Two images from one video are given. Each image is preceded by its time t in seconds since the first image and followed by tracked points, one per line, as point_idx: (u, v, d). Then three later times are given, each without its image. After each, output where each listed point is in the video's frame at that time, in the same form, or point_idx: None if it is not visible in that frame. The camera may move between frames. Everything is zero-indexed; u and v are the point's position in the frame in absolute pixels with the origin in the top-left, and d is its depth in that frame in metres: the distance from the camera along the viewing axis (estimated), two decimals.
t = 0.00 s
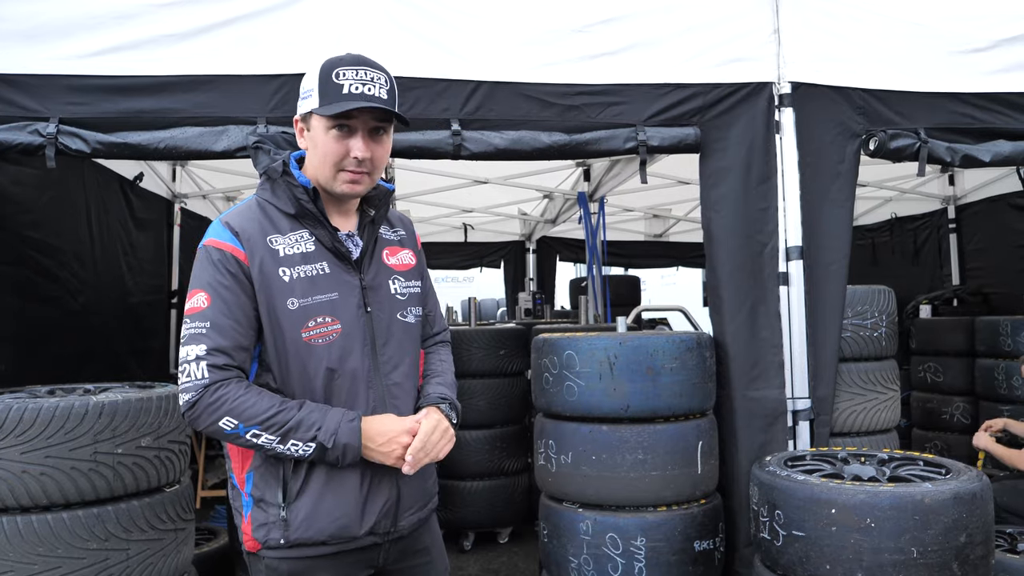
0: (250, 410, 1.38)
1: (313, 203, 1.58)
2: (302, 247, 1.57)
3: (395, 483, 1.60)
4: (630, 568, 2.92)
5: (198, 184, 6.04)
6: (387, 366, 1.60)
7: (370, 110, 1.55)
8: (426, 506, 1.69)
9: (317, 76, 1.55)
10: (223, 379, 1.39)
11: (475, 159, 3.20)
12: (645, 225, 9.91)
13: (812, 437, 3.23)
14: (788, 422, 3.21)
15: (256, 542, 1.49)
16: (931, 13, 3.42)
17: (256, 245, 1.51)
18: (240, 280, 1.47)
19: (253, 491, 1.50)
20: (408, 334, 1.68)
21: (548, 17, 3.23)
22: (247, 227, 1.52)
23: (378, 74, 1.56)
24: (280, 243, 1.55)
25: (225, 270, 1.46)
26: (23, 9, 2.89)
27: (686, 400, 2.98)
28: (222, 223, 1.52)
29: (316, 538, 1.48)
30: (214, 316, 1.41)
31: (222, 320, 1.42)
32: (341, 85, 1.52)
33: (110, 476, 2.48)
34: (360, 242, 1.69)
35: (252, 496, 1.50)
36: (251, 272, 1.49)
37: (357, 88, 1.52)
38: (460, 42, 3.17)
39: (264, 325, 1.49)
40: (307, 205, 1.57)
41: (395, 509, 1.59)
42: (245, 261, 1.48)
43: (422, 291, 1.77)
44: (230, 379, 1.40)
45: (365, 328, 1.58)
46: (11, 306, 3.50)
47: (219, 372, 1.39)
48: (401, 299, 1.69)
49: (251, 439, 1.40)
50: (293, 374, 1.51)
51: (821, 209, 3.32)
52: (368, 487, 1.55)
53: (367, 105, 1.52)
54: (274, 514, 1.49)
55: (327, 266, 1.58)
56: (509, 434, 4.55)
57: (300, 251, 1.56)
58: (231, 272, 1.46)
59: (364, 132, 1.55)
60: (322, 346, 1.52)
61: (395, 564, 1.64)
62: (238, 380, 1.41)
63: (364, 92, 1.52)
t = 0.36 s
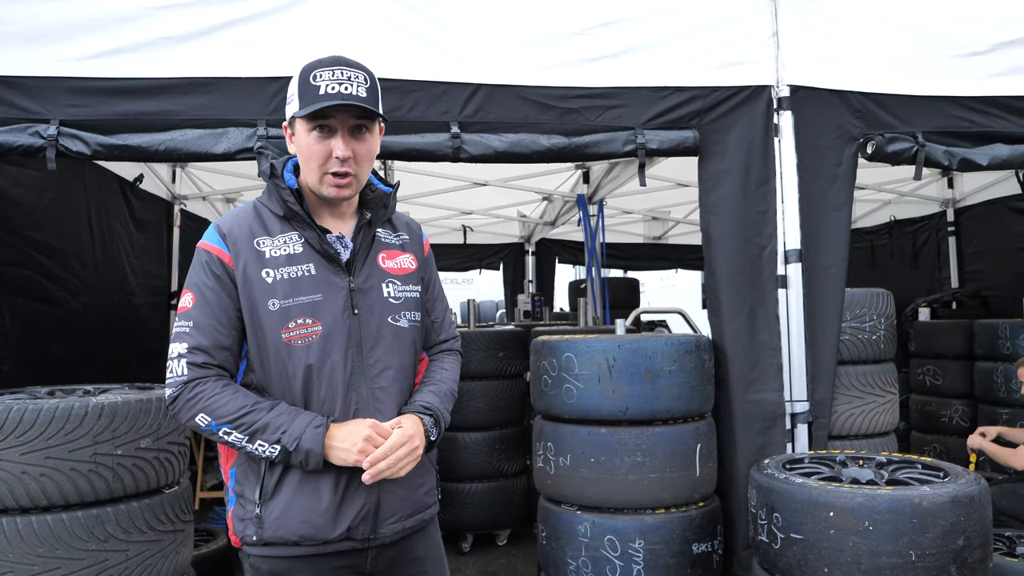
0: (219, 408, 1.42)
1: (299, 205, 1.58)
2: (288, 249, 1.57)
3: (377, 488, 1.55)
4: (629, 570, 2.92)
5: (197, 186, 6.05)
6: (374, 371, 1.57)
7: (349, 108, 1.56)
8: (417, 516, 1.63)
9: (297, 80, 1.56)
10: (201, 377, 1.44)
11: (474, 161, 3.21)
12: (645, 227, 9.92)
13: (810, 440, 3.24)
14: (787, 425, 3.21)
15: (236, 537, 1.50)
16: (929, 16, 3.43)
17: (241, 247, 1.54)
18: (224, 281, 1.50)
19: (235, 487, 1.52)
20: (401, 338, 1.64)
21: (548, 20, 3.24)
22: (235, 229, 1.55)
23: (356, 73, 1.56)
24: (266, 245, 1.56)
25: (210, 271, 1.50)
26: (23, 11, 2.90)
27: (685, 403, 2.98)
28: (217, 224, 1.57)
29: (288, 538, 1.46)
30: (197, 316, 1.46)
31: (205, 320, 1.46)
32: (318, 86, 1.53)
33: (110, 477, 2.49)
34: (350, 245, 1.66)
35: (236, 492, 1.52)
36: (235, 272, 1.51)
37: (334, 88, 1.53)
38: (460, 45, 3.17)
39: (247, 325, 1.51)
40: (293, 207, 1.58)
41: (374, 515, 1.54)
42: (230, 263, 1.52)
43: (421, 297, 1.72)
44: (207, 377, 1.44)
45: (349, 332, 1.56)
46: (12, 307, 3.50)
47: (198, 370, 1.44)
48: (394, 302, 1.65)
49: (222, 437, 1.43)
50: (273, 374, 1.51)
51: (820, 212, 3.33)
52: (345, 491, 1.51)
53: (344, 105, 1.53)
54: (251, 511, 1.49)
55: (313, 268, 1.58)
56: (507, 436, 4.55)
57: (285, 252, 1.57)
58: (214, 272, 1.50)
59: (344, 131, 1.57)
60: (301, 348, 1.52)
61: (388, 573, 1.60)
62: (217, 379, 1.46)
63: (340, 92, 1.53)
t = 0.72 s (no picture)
0: (211, 409, 1.44)
1: (296, 208, 1.60)
2: (286, 252, 1.59)
3: (370, 493, 1.55)
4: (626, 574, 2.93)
5: (197, 189, 6.06)
6: (369, 374, 1.58)
7: (344, 114, 1.57)
8: (412, 523, 1.61)
9: (293, 88, 1.58)
10: (195, 377, 1.46)
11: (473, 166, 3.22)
12: (644, 232, 9.93)
13: (809, 444, 3.20)
14: (785, 430, 3.21)
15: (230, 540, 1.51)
16: (926, 24, 3.45)
17: (239, 251, 1.56)
18: (221, 284, 1.53)
19: (231, 489, 1.54)
20: (398, 342, 1.64)
21: (547, 26, 3.25)
22: (235, 233, 1.57)
23: (351, 80, 1.57)
24: (264, 248, 1.58)
25: (208, 273, 1.52)
26: (25, 15, 2.91)
27: (683, 407, 2.99)
28: (219, 228, 1.60)
29: (279, 541, 1.47)
30: (194, 317, 1.49)
31: (201, 322, 1.49)
32: (312, 93, 1.55)
33: (108, 480, 2.49)
34: (349, 250, 1.66)
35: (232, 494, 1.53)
36: (233, 274, 1.54)
37: (328, 95, 1.54)
38: (459, 50, 3.19)
39: (244, 326, 1.52)
40: (292, 210, 1.60)
41: (366, 519, 1.53)
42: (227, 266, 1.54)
43: (421, 302, 1.72)
44: (201, 378, 1.47)
45: (345, 335, 1.57)
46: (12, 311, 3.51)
47: (193, 371, 1.46)
48: (392, 307, 1.65)
49: (213, 438, 1.45)
50: (268, 376, 1.52)
51: (819, 218, 3.34)
52: (337, 494, 1.52)
53: (338, 111, 1.55)
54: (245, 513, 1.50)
55: (310, 271, 1.59)
56: (506, 440, 4.56)
57: (283, 255, 1.58)
58: (211, 275, 1.52)
59: (339, 136, 1.58)
60: (296, 349, 1.52)
61: None
62: (212, 380, 1.48)
63: (334, 98, 1.54)
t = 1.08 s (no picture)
0: (172, 396, 1.44)
1: (301, 208, 1.62)
2: (289, 252, 1.60)
3: (373, 493, 1.55)
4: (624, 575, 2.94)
5: (197, 190, 6.07)
6: (372, 374, 1.59)
7: (353, 113, 1.58)
8: (415, 524, 1.62)
9: (299, 89, 1.59)
10: (171, 369, 1.48)
11: (472, 168, 3.24)
12: (644, 235, 9.96)
13: (805, 447, 3.25)
14: (782, 432, 3.23)
15: (235, 542, 1.52)
16: (924, 28, 3.46)
17: (240, 252, 1.57)
18: (210, 284, 1.53)
19: (234, 489, 1.55)
20: (401, 342, 1.65)
21: (547, 29, 3.27)
22: (235, 233, 1.59)
23: (358, 80, 1.59)
24: (267, 247, 1.59)
25: (201, 273, 1.54)
26: (27, 17, 2.93)
27: (680, 410, 3.00)
28: (219, 229, 1.62)
29: (283, 542, 1.48)
30: (180, 315, 1.51)
31: (188, 321, 1.50)
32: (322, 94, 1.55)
33: (109, 480, 2.50)
34: (352, 249, 1.68)
35: (236, 495, 1.54)
36: (234, 274, 1.55)
37: (338, 95, 1.55)
38: (459, 54, 3.20)
39: (245, 325, 1.53)
40: (296, 211, 1.61)
41: (370, 519, 1.54)
42: (221, 266, 1.55)
43: (424, 303, 1.73)
44: (179, 370, 1.48)
45: (347, 334, 1.58)
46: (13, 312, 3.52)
47: (174, 364, 1.48)
48: (395, 308, 1.66)
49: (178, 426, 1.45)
50: (269, 374, 1.52)
51: (817, 221, 3.35)
52: (340, 495, 1.53)
53: (350, 110, 1.56)
54: (248, 514, 1.52)
55: (313, 271, 1.60)
56: (505, 441, 4.57)
57: (286, 255, 1.60)
58: (204, 274, 1.53)
59: (350, 136, 1.59)
60: (298, 347, 1.54)
61: None
62: (191, 374, 1.49)
63: (345, 98, 1.55)
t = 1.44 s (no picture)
0: (181, 401, 1.44)
1: (294, 206, 1.63)
2: (284, 250, 1.61)
3: (370, 490, 1.56)
4: (622, 571, 2.96)
5: (197, 187, 6.08)
6: (368, 371, 1.60)
7: (341, 108, 1.59)
8: (414, 520, 1.62)
9: (287, 86, 1.60)
10: (177, 373, 1.49)
11: (471, 166, 3.25)
12: (644, 232, 9.96)
13: (802, 444, 3.26)
14: (779, 429, 3.24)
15: (234, 540, 1.54)
16: (922, 26, 3.47)
17: (235, 250, 1.58)
18: (211, 284, 1.54)
19: (233, 488, 1.56)
20: (397, 337, 1.66)
21: (546, 27, 3.28)
22: (231, 232, 1.60)
23: (345, 74, 1.59)
24: (262, 246, 1.60)
25: (200, 274, 1.55)
26: (27, 14, 2.93)
27: (678, 407, 3.01)
28: (214, 228, 1.62)
29: (281, 539, 1.49)
30: (183, 317, 1.52)
31: (191, 323, 1.51)
32: (309, 90, 1.56)
33: (108, 476, 2.52)
34: (346, 245, 1.70)
35: (235, 493, 1.56)
36: (230, 271, 1.56)
37: (324, 91, 1.56)
38: (459, 52, 3.21)
39: (241, 323, 1.55)
40: (288, 208, 1.62)
41: (368, 516, 1.55)
42: (218, 265, 1.56)
43: (421, 298, 1.74)
44: (184, 374, 1.49)
45: (342, 331, 1.59)
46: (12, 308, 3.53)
47: (179, 368, 1.49)
48: (391, 303, 1.67)
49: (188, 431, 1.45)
50: (265, 372, 1.54)
51: (815, 219, 3.36)
52: (338, 492, 1.54)
53: (336, 106, 1.56)
54: (246, 512, 1.53)
55: (308, 268, 1.61)
56: (503, 438, 4.59)
57: (281, 253, 1.61)
58: (204, 275, 1.55)
59: (337, 133, 1.60)
60: (293, 345, 1.55)
61: None
62: (197, 376, 1.50)
63: (331, 94, 1.56)
